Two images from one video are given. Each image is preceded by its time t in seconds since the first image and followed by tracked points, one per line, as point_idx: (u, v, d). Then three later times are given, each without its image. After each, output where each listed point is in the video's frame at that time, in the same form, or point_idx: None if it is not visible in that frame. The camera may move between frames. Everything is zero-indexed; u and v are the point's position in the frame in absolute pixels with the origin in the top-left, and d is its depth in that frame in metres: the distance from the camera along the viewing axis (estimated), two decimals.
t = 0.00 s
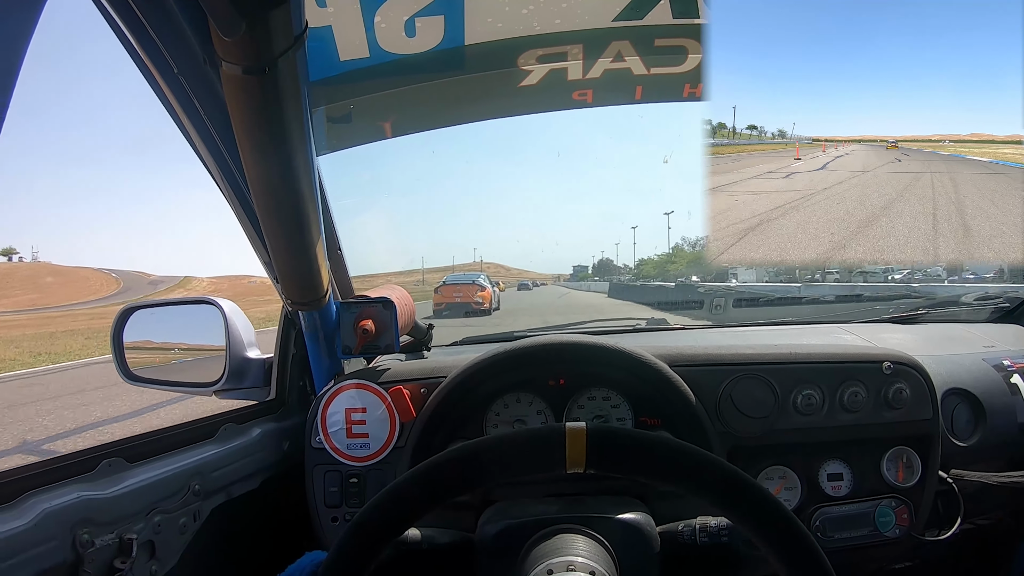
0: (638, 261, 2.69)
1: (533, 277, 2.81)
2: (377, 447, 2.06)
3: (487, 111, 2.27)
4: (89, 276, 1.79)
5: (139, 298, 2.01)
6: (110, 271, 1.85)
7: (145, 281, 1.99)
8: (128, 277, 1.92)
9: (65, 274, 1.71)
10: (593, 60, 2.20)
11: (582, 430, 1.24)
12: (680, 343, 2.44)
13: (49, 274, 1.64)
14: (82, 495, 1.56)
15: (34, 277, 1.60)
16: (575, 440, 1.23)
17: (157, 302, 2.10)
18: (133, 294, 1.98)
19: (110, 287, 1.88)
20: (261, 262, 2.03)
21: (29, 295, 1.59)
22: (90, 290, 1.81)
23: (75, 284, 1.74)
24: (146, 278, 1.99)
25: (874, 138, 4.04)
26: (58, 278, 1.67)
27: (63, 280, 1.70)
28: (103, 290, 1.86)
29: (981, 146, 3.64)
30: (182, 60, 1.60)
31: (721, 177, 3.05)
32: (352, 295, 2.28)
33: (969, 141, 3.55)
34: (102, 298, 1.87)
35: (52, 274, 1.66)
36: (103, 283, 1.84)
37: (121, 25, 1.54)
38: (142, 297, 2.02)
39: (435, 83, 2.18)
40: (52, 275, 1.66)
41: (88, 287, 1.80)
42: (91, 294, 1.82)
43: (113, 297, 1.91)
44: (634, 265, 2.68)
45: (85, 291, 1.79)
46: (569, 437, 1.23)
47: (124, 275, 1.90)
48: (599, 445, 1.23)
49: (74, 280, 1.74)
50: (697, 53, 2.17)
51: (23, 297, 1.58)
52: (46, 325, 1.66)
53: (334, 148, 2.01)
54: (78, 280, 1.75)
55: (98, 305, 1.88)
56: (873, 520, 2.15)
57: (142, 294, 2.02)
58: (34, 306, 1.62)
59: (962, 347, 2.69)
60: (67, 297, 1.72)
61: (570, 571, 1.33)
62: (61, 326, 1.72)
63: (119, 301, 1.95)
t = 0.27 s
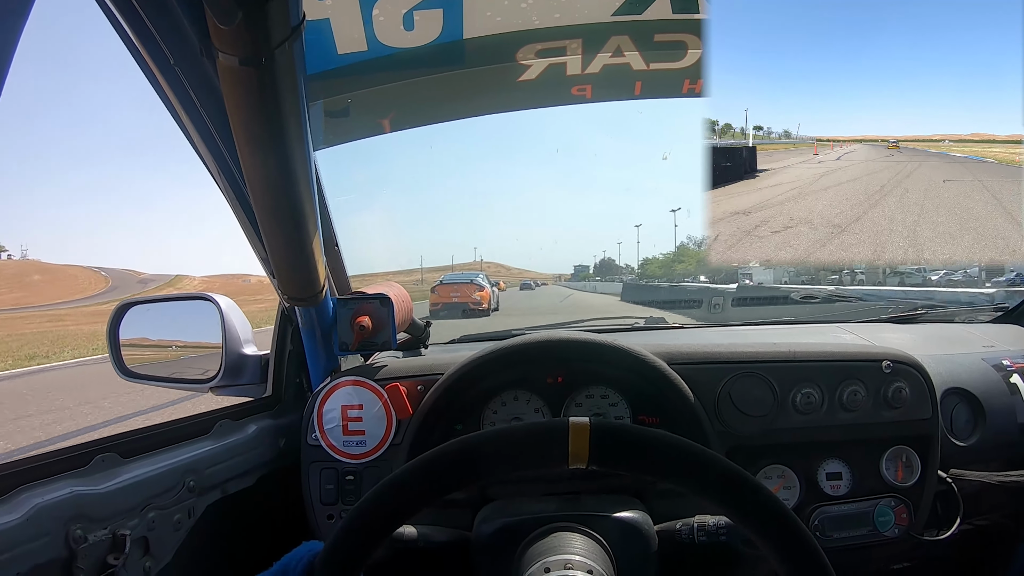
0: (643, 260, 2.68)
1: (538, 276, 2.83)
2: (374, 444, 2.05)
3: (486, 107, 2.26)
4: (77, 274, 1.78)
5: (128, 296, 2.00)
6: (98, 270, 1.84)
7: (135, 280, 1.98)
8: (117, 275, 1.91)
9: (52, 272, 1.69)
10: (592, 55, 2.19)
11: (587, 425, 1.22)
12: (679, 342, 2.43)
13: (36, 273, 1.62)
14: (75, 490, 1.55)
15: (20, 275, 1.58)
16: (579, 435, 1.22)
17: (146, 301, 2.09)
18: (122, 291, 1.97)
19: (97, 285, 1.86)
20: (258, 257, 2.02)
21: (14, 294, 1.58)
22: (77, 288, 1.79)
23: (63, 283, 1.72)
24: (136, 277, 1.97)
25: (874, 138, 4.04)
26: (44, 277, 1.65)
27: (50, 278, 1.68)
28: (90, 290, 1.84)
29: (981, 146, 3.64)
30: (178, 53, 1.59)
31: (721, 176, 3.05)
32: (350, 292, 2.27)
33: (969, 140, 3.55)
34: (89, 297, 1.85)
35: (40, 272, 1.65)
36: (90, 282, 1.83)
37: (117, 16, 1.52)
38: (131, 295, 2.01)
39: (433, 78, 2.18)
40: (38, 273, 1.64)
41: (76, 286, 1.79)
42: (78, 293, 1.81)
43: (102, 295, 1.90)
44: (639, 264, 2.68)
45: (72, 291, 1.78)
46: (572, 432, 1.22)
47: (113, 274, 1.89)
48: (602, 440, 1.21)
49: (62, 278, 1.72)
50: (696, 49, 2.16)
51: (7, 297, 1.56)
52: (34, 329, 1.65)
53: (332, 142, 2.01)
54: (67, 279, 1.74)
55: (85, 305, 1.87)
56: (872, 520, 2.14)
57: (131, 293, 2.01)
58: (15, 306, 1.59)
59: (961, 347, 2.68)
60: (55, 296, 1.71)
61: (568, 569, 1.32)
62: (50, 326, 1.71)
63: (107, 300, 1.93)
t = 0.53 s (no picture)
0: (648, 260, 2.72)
1: (538, 275, 2.89)
2: (373, 446, 2.07)
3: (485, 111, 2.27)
4: (65, 273, 1.71)
5: (118, 297, 1.95)
6: (87, 270, 1.78)
7: (124, 280, 1.93)
8: (106, 274, 1.85)
9: (39, 271, 1.63)
10: (590, 61, 2.20)
11: (587, 432, 1.24)
12: (676, 344, 2.45)
13: (23, 272, 1.56)
14: (78, 492, 1.57)
15: (5, 275, 1.53)
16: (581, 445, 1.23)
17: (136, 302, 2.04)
18: (112, 292, 1.92)
19: (85, 286, 1.81)
20: (258, 261, 2.04)
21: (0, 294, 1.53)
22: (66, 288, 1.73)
23: (50, 282, 1.65)
24: (126, 277, 1.92)
25: (874, 138, 4.04)
26: (32, 277, 1.59)
27: (37, 277, 1.61)
28: (78, 290, 1.78)
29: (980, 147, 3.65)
30: (179, 61, 1.60)
31: (719, 177, 3.06)
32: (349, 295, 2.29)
33: (969, 141, 3.56)
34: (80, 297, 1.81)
35: (26, 272, 1.59)
36: (78, 281, 1.77)
37: (117, 25, 1.54)
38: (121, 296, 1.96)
39: (431, 83, 2.19)
40: (25, 273, 1.59)
41: (65, 286, 1.72)
42: (68, 294, 1.75)
43: (91, 295, 1.84)
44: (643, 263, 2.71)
45: (61, 291, 1.71)
46: (584, 441, 1.22)
47: (101, 272, 1.83)
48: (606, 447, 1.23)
49: (50, 279, 1.65)
50: (694, 55, 2.17)
51: None
52: (35, 331, 1.64)
53: (332, 148, 2.02)
54: (54, 278, 1.67)
55: (79, 306, 1.83)
56: (867, 522, 2.15)
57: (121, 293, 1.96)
58: (2, 307, 1.55)
59: (958, 349, 2.69)
60: (42, 297, 1.64)
61: (566, 571, 1.34)
62: (48, 327, 1.69)
63: (97, 300, 1.88)
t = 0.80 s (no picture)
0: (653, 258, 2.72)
1: (538, 276, 2.93)
2: (378, 445, 2.06)
3: (489, 109, 2.27)
4: (51, 274, 1.63)
5: (108, 300, 1.90)
6: (74, 270, 1.71)
7: (113, 283, 1.89)
8: (95, 276, 1.81)
9: (26, 273, 1.56)
10: (593, 57, 2.20)
11: (601, 426, 1.24)
12: (681, 341, 2.45)
13: (9, 274, 1.50)
14: (83, 491, 1.57)
15: None
16: (593, 435, 1.23)
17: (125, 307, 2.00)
18: (101, 294, 1.86)
19: (74, 287, 1.73)
20: (263, 259, 2.04)
21: None
22: (53, 290, 1.64)
23: (36, 284, 1.58)
24: (114, 279, 1.88)
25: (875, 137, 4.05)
26: (18, 278, 1.53)
27: (22, 279, 1.54)
28: (65, 291, 1.70)
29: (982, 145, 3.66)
30: (184, 58, 1.60)
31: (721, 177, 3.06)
32: (353, 293, 2.28)
33: (970, 139, 3.56)
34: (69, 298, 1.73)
35: (12, 273, 1.52)
36: (65, 281, 1.69)
37: (123, 22, 1.54)
38: (111, 298, 1.92)
39: (435, 81, 2.19)
40: (10, 275, 1.52)
41: (53, 288, 1.64)
42: (55, 295, 1.66)
43: (80, 297, 1.78)
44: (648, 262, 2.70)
45: (47, 291, 1.62)
46: (588, 432, 1.23)
47: (90, 275, 1.79)
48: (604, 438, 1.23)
49: (37, 280, 1.58)
50: (698, 52, 2.17)
51: None
52: (33, 328, 1.59)
53: (335, 147, 2.02)
54: (41, 279, 1.60)
55: (83, 304, 1.82)
56: (874, 518, 2.14)
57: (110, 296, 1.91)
58: None
59: (962, 346, 2.69)
60: (25, 300, 1.56)
61: (573, 569, 1.33)
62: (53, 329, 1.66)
63: (86, 303, 1.82)
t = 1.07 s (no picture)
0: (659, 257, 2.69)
1: (539, 277, 2.93)
2: (382, 448, 2.07)
3: (491, 112, 2.27)
4: (38, 275, 1.61)
5: (93, 300, 1.87)
6: (64, 270, 1.69)
7: (101, 284, 1.86)
8: (82, 278, 1.77)
9: (13, 273, 1.55)
10: (597, 61, 2.20)
11: (596, 431, 1.24)
12: (683, 343, 2.45)
13: None
14: (88, 495, 1.57)
15: None
16: (589, 442, 1.23)
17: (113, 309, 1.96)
18: (85, 295, 1.83)
19: (63, 287, 1.70)
20: (266, 263, 2.04)
21: None
22: (38, 291, 1.62)
23: (22, 286, 1.57)
24: (102, 280, 1.85)
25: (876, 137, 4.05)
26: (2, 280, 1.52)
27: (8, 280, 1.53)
28: (53, 291, 1.67)
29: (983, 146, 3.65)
30: (186, 63, 1.60)
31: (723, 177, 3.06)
32: (356, 295, 2.29)
33: (972, 140, 3.56)
34: (55, 299, 1.69)
35: None
36: (52, 282, 1.66)
37: (126, 28, 1.54)
38: (96, 299, 1.88)
39: (439, 86, 2.18)
40: None
41: (40, 288, 1.63)
42: (41, 296, 1.64)
43: (67, 298, 1.75)
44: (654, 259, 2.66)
45: (32, 292, 1.60)
46: (583, 439, 1.23)
47: (77, 275, 1.75)
48: (606, 445, 1.23)
49: (23, 281, 1.57)
50: (700, 54, 2.16)
51: None
52: (24, 331, 1.61)
53: (339, 150, 2.03)
54: (27, 281, 1.58)
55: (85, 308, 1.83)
56: (876, 520, 2.14)
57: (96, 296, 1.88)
58: None
59: (964, 347, 2.69)
60: (8, 301, 1.54)
61: (575, 572, 1.33)
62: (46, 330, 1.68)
63: (70, 303, 1.78)
